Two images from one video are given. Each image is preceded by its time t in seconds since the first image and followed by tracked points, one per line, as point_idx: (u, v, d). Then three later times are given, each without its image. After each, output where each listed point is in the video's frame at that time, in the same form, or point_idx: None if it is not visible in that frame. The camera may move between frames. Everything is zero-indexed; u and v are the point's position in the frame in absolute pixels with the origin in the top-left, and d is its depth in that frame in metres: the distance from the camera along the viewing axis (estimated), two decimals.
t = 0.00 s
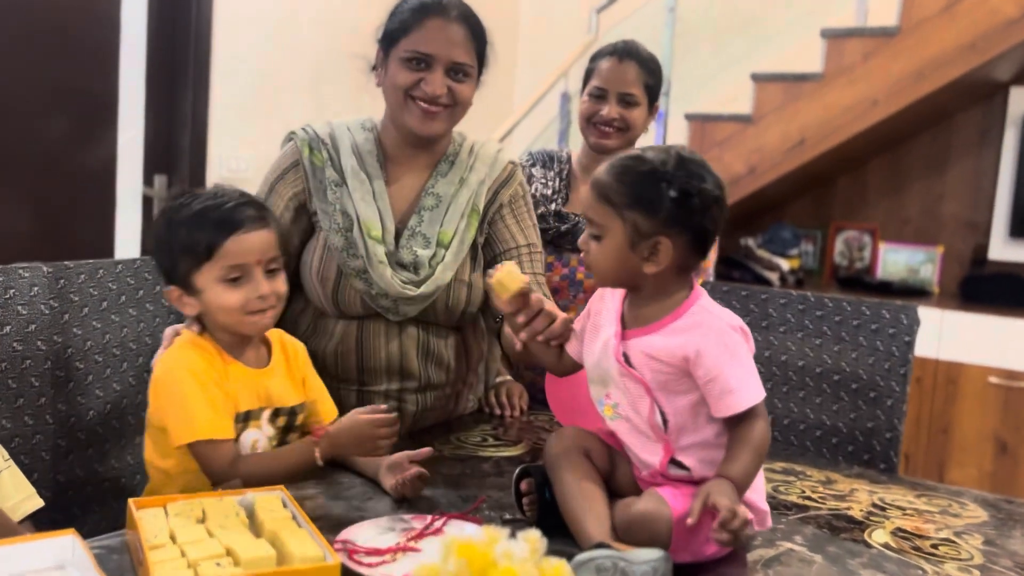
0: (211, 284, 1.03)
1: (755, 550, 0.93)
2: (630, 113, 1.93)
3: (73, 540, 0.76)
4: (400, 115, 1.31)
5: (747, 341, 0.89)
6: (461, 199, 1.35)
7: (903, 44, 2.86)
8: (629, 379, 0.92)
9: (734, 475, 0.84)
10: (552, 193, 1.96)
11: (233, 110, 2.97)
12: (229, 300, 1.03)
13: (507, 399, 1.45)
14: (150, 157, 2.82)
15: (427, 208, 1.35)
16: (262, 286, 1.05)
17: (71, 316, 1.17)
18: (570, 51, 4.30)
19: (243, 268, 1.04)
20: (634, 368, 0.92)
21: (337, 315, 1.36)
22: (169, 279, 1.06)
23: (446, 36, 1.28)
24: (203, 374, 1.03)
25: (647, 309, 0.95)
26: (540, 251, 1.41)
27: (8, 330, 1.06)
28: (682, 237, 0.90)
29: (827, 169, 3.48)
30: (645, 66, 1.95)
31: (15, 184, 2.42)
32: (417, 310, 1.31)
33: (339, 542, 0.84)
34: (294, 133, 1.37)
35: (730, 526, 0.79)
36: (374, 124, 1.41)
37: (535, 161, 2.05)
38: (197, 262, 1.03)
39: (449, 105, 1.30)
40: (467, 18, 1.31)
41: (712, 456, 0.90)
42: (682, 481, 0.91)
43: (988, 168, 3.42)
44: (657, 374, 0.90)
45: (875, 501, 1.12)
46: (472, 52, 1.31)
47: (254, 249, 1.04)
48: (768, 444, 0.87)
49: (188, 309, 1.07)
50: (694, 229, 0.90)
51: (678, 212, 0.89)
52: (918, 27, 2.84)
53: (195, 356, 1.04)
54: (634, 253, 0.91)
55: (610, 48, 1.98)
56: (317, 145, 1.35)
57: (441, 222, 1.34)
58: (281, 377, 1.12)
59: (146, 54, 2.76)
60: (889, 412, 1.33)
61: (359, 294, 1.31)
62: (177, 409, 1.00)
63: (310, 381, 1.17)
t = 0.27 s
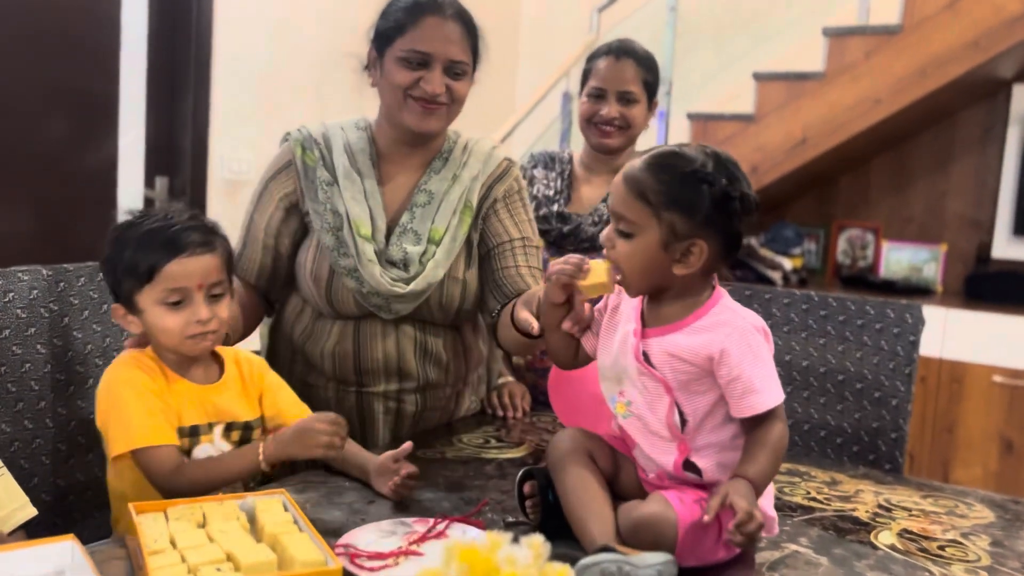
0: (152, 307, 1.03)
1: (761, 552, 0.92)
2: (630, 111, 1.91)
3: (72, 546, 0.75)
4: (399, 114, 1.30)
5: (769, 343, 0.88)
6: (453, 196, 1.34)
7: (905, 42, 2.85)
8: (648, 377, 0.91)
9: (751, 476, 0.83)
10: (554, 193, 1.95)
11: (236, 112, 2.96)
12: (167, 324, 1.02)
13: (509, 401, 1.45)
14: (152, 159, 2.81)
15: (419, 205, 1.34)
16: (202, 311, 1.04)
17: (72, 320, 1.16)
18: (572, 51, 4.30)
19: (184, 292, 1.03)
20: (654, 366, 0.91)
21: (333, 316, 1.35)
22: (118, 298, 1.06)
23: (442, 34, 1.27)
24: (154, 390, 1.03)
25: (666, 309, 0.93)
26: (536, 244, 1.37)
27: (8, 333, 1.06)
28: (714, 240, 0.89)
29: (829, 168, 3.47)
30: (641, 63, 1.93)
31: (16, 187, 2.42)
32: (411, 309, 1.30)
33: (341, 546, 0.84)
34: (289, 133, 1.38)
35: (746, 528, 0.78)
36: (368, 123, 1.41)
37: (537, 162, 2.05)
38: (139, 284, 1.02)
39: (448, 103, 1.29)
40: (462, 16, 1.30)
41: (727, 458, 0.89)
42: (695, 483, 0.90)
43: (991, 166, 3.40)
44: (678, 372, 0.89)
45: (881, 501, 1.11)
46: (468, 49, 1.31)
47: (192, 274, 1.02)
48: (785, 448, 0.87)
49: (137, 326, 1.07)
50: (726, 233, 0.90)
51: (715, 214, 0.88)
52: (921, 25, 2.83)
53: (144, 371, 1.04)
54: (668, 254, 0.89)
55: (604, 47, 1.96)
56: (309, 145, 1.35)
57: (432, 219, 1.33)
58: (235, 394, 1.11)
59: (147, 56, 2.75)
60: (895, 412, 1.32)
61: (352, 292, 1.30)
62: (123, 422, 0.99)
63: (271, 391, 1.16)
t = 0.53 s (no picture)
0: (117, 330, 1.04)
1: (761, 551, 0.92)
2: (624, 110, 1.91)
3: (73, 545, 0.76)
4: (399, 114, 1.30)
5: (777, 339, 0.88)
6: (449, 195, 1.34)
7: (906, 41, 2.85)
8: (656, 373, 0.91)
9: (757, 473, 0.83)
10: (553, 193, 1.95)
11: (237, 113, 2.97)
12: (133, 346, 1.04)
13: (509, 400, 1.45)
14: (153, 161, 2.82)
15: (416, 205, 1.35)
16: (167, 333, 1.06)
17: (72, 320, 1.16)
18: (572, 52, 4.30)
19: (147, 315, 1.05)
20: (662, 362, 0.91)
21: (332, 317, 1.36)
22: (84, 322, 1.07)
23: (441, 32, 1.27)
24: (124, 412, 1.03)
25: (674, 305, 0.93)
26: (533, 243, 1.37)
27: (8, 335, 1.06)
28: (724, 236, 0.89)
29: (830, 167, 3.46)
30: (631, 62, 1.94)
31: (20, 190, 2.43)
32: (406, 309, 1.30)
33: (340, 545, 0.84)
34: (287, 133, 1.40)
35: (749, 528, 0.79)
36: (366, 123, 1.41)
37: (536, 162, 2.06)
38: (104, 307, 1.04)
39: (448, 102, 1.30)
40: (460, 15, 1.31)
41: (734, 456, 0.89)
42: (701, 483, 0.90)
43: (993, 165, 3.40)
44: (686, 368, 0.89)
45: (880, 499, 1.11)
46: (467, 48, 1.31)
47: (154, 296, 1.05)
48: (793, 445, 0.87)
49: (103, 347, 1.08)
50: (736, 230, 0.90)
51: (725, 209, 0.88)
52: (922, 24, 2.83)
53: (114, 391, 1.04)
54: (676, 248, 0.89)
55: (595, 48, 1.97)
56: (306, 145, 1.36)
57: (428, 218, 1.33)
58: (205, 412, 1.12)
59: (148, 59, 2.76)
60: (895, 410, 1.32)
61: (348, 291, 1.31)
62: (96, 448, 1.00)
63: (244, 406, 1.17)
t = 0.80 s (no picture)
0: (97, 329, 1.08)
1: (757, 548, 0.93)
2: (617, 109, 1.92)
3: (76, 545, 0.77)
4: (399, 115, 1.31)
5: (775, 336, 0.89)
6: (448, 197, 1.35)
7: (907, 41, 2.86)
8: (656, 372, 0.91)
9: (753, 466, 0.84)
10: (551, 195, 1.96)
11: (238, 116, 2.98)
12: (112, 344, 1.07)
13: (509, 401, 1.45)
14: (157, 165, 2.83)
15: (416, 206, 1.36)
16: (145, 330, 1.09)
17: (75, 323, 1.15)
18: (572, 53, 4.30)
19: (127, 314, 1.08)
20: (662, 360, 0.91)
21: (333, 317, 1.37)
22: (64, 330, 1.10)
23: (441, 33, 1.28)
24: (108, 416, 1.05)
25: (673, 304, 0.94)
26: (533, 244, 1.38)
27: (11, 337, 1.06)
28: (720, 234, 0.90)
29: (832, 167, 3.46)
30: (624, 62, 1.94)
31: (23, 195, 2.43)
32: (408, 309, 1.31)
33: (339, 544, 0.85)
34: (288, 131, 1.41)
35: (741, 516, 0.79)
36: (365, 123, 1.42)
37: (535, 165, 2.07)
38: (86, 308, 1.08)
39: (448, 103, 1.31)
40: (460, 16, 1.32)
41: (732, 452, 0.90)
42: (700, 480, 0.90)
43: (994, 164, 3.40)
44: (686, 366, 0.89)
45: (878, 498, 1.12)
46: (466, 48, 1.33)
47: (131, 294, 1.09)
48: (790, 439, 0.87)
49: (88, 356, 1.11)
50: (733, 228, 0.90)
51: (720, 207, 0.88)
52: (923, 24, 2.83)
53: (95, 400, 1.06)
54: (672, 247, 0.89)
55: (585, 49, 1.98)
56: (307, 145, 1.37)
57: (428, 219, 1.34)
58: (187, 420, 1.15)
59: (151, 62, 2.77)
60: (893, 409, 1.32)
61: (349, 293, 1.31)
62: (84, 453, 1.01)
63: (227, 411, 1.20)
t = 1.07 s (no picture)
0: (92, 332, 1.07)
1: (758, 544, 0.94)
2: (614, 110, 1.93)
3: (86, 543, 0.78)
4: (402, 118, 1.32)
5: (782, 332, 0.90)
6: (452, 199, 1.36)
7: (909, 40, 2.86)
8: (666, 370, 0.92)
9: (772, 457, 0.84)
10: (553, 196, 1.97)
11: (243, 119, 2.99)
12: (109, 345, 1.07)
13: (512, 401, 1.47)
14: (162, 168, 2.85)
15: (419, 208, 1.37)
16: (141, 330, 1.09)
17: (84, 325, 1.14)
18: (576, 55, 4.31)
19: (122, 315, 1.08)
20: (672, 359, 0.91)
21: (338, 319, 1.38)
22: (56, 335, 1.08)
23: (443, 37, 1.30)
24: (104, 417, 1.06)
25: (677, 302, 0.95)
26: (534, 245, 1.39)
27: (20, 338, 1.05)
28: (718, 230, 0.91)
29: (835, 167, 3.47)
30: (619, 64, 1.96)
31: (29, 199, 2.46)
32: (412, 311, 1.32)
33: (344, 541, 0.86)
34: (293, 136, 1.42)
35: (770, 505, 0.79)
36: (369, 127, 1.44)
37: (537, 167, 2.08)
38: (81, 312, 1.06)
39: (450, 105, 1.32)
40: (461, 20, 1.33)
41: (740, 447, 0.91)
42: (710, 477, 0.91)
43: (998, 163, 3.40)
44: (695, 363, 0.90)
45: (878, 495, 1.13)
46: (468, 52, 1.34)
47: (125, 295, 1.09)
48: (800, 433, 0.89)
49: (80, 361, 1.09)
50: (733, 224, 0.92)
51: (715, 206, 0.90)
52: (925, 23, 2.83)
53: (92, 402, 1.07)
54: (672, 249, 0.90)
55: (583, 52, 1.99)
56: (312, 148, 1.39)
57: (432, 221, 1.35)
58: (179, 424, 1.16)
59: (156, 66, 2.79)
60: (893, 407, 1.33)
61: (355, 295, 1.33)
62: (85, 455, 1.01)
63: (221, 412, 1.21)
